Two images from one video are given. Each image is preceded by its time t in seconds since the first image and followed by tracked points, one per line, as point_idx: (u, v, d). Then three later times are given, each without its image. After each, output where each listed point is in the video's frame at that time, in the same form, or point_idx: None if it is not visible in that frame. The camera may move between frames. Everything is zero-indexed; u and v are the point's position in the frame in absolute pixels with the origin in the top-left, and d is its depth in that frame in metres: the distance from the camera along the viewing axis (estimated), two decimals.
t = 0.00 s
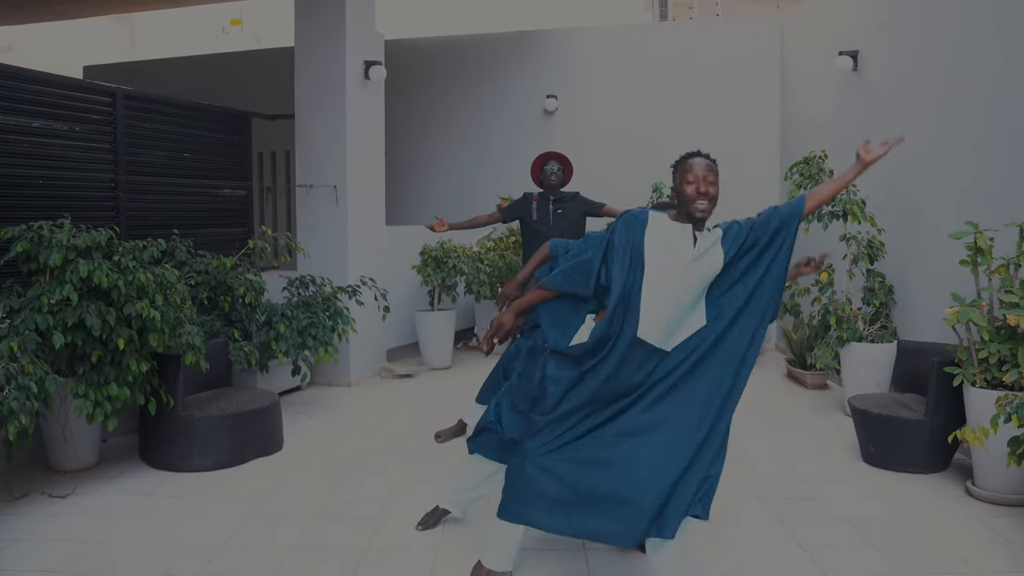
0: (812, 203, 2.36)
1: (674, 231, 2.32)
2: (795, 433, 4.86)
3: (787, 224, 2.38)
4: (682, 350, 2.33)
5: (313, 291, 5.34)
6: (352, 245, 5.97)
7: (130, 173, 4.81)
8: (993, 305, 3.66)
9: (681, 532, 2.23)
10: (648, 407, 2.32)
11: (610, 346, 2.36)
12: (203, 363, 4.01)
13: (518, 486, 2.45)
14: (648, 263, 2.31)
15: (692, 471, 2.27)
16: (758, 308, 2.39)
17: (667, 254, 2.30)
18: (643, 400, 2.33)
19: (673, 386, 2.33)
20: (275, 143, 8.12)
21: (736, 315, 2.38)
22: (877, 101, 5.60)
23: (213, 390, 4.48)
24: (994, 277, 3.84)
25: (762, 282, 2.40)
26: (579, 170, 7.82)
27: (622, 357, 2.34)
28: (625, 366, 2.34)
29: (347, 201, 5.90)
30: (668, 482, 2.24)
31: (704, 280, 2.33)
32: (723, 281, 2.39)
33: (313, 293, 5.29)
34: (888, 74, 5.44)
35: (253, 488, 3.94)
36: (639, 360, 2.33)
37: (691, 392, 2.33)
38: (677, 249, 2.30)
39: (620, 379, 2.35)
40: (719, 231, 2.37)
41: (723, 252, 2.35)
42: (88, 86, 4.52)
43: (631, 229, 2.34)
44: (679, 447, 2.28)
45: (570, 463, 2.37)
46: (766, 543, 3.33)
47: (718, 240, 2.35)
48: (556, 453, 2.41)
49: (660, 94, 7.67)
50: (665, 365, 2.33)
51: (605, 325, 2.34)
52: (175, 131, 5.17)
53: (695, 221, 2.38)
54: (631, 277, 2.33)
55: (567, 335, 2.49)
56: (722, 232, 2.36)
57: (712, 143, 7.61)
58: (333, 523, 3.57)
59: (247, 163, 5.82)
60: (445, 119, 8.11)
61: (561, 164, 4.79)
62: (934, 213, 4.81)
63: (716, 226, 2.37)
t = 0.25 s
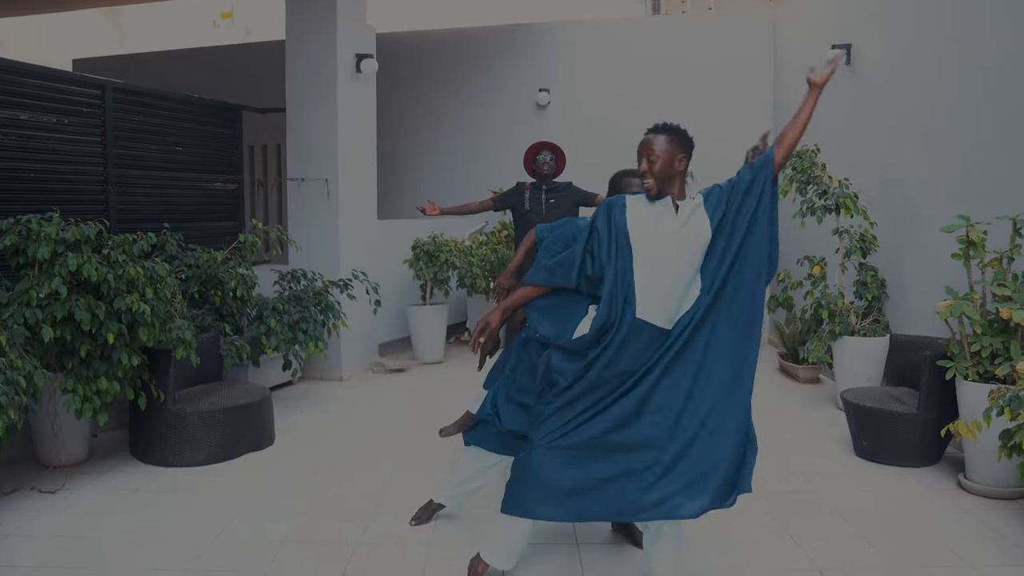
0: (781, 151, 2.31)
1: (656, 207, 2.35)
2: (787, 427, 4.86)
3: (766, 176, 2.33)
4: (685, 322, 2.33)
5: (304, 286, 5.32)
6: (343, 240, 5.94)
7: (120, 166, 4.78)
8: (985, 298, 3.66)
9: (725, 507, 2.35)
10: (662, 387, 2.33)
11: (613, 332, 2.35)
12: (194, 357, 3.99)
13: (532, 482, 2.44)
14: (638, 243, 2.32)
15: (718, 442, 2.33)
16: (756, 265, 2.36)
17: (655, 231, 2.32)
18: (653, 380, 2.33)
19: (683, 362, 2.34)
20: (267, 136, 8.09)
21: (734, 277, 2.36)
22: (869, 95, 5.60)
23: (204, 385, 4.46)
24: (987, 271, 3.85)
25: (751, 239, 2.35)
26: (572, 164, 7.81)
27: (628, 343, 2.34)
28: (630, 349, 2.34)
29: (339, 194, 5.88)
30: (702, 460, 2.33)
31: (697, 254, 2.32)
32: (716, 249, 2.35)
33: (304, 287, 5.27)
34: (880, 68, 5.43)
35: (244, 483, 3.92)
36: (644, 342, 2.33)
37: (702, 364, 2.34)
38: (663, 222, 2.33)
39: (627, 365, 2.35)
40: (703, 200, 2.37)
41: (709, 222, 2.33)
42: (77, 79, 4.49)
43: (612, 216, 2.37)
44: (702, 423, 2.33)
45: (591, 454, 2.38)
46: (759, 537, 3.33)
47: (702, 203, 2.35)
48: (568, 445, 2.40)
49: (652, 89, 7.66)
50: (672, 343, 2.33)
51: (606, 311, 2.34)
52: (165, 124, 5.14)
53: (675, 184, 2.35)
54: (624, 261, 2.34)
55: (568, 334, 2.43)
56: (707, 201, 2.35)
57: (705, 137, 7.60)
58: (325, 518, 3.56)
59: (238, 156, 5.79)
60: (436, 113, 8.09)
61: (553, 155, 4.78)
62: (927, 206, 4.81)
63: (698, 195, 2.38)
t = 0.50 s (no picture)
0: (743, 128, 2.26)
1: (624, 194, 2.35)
2: (778, 420, 4.84)
3: (727, 155, 2.30)
4: (666, 313, 2.31)
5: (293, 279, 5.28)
6: (332, 234, 5.90)
7: (107, 159, 4.73)
8: (978, 290, 3.65)
9: (726, 502, 2.34)
10: (647, 382, 2.31)
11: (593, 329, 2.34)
12: (182, 351, 3.94)
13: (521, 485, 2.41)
14: (609, 239, 2.33)
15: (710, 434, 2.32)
16: (731, 253, 2.33)
17: (623, 220, 2.33)
18: (636, 376, 2.31)
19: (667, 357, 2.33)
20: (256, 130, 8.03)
21: (712, 267, 2.33)
22: (860, 87, 5.58)
23: (192, 379, 4.42)
24: (979, 263, 3.83)
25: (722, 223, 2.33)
26: (563, 158, 7.78)
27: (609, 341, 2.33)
28: (611, 344, 2.33)
29: (328, 187, 5.84)
30: (696, 455, 2.31)
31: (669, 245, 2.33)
32: (691, 236, 2.31)
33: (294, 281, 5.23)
34: (871, 60, 5.42)
35: (232, 478, 3.88)
36: (624, 338, 2.33)
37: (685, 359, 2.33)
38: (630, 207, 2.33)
39: (610, 362, 2.33)
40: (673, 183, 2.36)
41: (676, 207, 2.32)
42: (63, 70, 4.43)
43: (580, 207, 2.38)
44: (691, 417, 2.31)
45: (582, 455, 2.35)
46: (752, 530, 3.31)
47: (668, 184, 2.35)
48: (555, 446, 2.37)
49: (642, 82, 7.63)
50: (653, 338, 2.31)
51: (585, 309, 2.33)
52: (152, 117, 5.09)
53: (640, 167, 2.32)
54: (596, 258, 2.34)
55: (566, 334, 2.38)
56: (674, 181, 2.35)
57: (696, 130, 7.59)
58: (314, 513, 3.52)
59: (226, 149, 5.74)
60: (426, 106, 8.04)
61: (540, 146, 4.75)
62: (918, 199, 4.80)
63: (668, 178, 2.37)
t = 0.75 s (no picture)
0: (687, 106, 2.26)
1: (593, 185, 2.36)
2: (771, 416, 4.80)
3: (678, 136, 2.31)
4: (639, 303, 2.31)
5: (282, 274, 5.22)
6: (321, 228, 5.83)
7: (91, 151, 4.65)
8: (974, 284, 3.61)
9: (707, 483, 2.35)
10: (623, 371, 2.31)
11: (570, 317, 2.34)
12: (167, 347, 3.88)
13: (503, 476, 2.37)
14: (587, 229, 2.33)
15: (683, 417, 2.33)
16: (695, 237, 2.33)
17: (597, 209, 2.33)
18: (615, 365, 2.30)
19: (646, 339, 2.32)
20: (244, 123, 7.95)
21: (680, 252, 2.31)
22: (854, 80, 5.53)
23: (180, 375, 4.36)
24: (975, 257, 3.79)
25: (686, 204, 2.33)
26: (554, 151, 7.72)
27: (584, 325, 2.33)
28: (590, 336, 2.33)
29: (317, 181, 5.77)
30: (672, 439, 2.33)
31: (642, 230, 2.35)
32: (655, 225, 2.31)
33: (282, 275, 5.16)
34: (865, 52, 5.37)
35: (218, 476, 3.82)
36: (602, 332, 2.33)
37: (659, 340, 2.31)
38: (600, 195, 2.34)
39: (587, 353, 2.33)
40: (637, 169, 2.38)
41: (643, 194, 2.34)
42: (45, 61, 4.36)
43: (558, 189, 2.36)
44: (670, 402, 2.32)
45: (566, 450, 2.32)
46: (746, 528, 3.27)
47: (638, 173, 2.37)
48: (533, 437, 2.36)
49: (634, 75, 7.58)
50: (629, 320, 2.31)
51: (564, 301, 2.33)
52: (138, 109, 5.01)
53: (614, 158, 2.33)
54: (573, 244, 2.33)
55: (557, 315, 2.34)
56: (641, 168, 2.38)
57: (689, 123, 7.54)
58: (302, 511, 3.46)
59: (213, 142, 5.67)
60: (416, 100, 7.97)
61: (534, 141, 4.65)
62: (912, 192, 4.76)
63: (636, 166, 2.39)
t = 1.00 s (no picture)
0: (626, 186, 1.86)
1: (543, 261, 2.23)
2: (772, 416, 4.74)
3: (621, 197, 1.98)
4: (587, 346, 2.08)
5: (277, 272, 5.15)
6: (317, 226, 5.77)
7: (82, 148, 4.58)
8: (979, 283, 3.55)
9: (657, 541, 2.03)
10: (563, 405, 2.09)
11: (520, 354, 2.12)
12: (159, 347, 3.81)
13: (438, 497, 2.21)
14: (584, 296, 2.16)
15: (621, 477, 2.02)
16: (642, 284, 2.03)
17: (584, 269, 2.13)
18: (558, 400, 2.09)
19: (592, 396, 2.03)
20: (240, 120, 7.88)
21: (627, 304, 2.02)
22: (855, 76, 5.47)
23: (172, 375, 4.29)
24: (980, 255, 3.73)
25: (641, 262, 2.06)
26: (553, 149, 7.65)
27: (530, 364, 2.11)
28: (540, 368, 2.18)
29: (312, 178, 5.70)
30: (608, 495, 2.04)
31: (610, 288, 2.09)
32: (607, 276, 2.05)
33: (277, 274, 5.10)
34: (866, 48, 5.31)
35: (211, 478, 3.76)
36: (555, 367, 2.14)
37: (614, 393, 2.02)
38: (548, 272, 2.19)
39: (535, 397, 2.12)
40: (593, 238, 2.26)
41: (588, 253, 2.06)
42: (35, 56, 4.29)
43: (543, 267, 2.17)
44: (618, 459, 2.03)
45: (498, 500, 2.10)
46: (748, 531, 3.21)
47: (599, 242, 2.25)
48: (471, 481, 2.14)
49: (634, 72, 7.52)
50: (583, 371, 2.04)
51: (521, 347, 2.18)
52: (130, 105, 4.94)
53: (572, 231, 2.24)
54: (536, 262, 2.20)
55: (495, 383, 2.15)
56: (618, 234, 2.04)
57: (689, 121, 7.48)
58: (295, 514, 3.40)
59: (208, 139, 5.60)
60: (413, 97, 7.91)
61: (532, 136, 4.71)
62: (913, 189, 4.70)
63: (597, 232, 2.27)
